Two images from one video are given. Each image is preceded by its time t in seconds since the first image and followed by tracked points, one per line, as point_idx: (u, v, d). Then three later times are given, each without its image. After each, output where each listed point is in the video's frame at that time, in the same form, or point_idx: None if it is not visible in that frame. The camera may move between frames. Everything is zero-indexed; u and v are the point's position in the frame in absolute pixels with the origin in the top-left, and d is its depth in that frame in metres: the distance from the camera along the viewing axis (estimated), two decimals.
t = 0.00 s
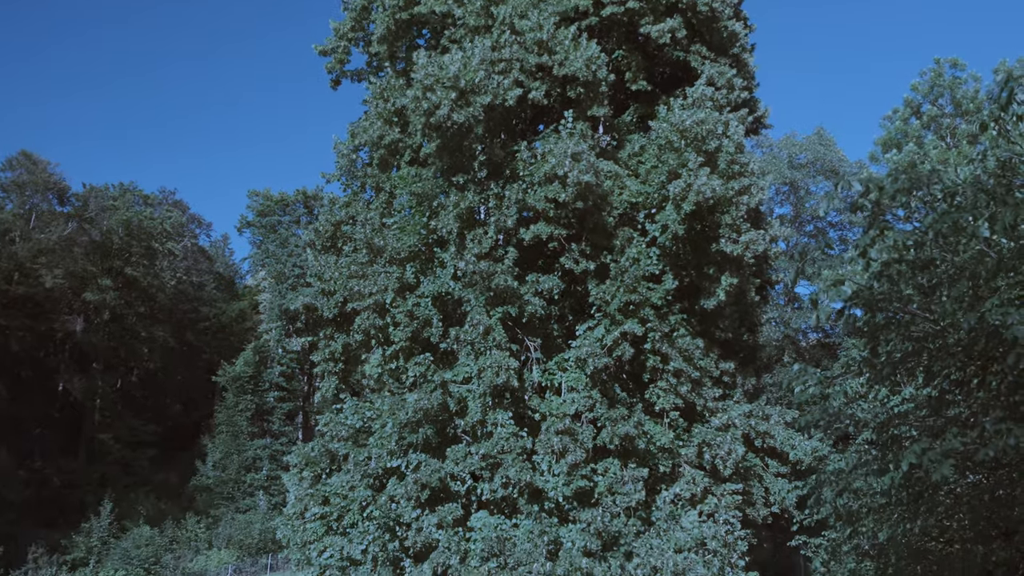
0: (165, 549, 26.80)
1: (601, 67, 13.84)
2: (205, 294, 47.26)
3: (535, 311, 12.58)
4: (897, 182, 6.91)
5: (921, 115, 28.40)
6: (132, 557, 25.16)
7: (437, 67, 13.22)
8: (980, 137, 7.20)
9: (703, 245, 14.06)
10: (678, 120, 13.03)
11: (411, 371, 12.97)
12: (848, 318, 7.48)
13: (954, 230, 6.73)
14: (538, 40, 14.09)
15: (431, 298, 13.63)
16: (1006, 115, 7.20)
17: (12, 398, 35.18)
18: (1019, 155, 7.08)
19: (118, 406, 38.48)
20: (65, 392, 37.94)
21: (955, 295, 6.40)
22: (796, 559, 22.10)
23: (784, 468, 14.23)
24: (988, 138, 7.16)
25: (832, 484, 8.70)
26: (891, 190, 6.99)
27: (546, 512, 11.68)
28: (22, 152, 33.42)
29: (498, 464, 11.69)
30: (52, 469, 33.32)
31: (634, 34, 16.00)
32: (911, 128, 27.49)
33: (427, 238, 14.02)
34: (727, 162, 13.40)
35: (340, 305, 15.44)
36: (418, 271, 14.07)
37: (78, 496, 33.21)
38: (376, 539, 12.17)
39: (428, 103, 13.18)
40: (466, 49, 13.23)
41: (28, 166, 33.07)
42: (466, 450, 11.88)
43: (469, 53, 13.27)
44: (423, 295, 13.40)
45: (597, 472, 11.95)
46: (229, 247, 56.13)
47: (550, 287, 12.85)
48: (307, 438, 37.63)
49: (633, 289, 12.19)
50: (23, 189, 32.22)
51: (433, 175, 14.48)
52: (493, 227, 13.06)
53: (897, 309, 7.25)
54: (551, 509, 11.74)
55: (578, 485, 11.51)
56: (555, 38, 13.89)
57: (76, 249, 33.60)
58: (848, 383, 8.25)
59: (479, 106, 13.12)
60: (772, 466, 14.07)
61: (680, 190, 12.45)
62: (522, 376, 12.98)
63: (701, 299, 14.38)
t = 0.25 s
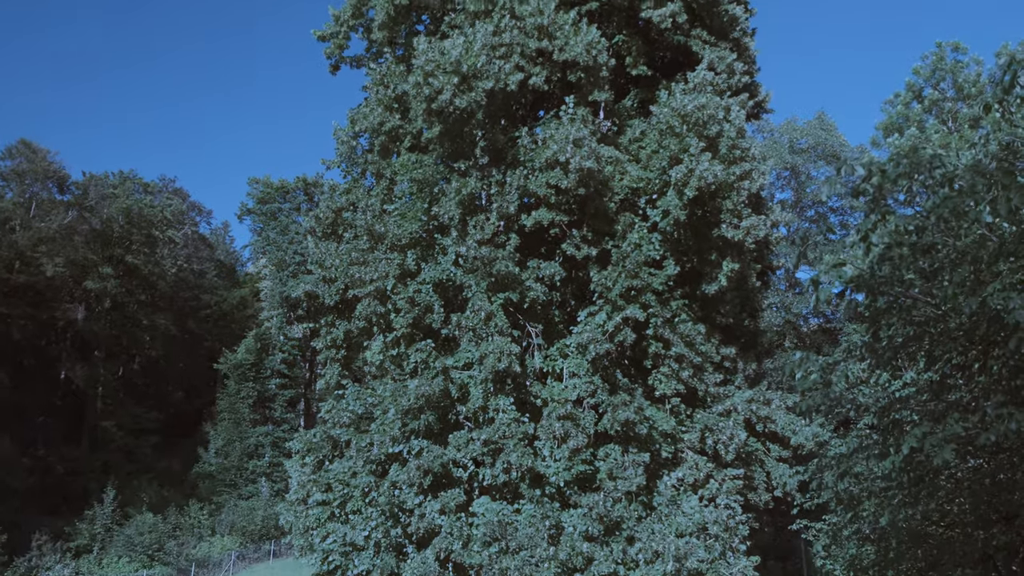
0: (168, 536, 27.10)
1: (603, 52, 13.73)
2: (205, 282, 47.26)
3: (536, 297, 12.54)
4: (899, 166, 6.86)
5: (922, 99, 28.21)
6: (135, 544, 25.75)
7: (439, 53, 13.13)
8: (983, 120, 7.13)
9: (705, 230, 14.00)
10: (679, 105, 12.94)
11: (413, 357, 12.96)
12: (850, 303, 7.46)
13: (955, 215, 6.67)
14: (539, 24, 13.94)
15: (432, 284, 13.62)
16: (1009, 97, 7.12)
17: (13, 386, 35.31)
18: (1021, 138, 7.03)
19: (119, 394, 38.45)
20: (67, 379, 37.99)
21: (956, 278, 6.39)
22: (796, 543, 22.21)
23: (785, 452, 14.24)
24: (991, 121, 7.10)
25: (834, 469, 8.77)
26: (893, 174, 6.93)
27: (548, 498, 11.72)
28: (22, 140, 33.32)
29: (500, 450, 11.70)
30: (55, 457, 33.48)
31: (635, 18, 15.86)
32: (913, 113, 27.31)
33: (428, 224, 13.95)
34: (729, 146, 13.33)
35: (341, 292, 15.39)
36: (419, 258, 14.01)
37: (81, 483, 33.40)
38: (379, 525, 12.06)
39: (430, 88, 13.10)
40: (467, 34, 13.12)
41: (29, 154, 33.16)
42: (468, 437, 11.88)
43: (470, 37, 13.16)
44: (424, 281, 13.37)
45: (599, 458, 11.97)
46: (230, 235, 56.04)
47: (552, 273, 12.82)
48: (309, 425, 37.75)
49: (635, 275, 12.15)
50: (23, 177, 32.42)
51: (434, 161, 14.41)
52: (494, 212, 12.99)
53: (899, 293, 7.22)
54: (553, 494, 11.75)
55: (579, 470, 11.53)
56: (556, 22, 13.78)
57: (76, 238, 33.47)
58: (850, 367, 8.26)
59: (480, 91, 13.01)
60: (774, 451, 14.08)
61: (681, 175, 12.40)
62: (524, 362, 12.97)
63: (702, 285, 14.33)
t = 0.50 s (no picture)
0: (172, 521, 27.76)
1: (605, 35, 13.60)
2: (206, 268, 47.29)
3: (538, 281, 12.52)
4: (904, 149, 6.82)
5: (926, 83, 27.97)
6: (140, 529, 26.54)
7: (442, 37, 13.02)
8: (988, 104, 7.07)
9: (707, 215, 13.92)
10: (682, 88, 12.85)
11: (415, 342, 12.94)
12: (853, 287, 7.42)
13: (959, 197, 6.61)
14: (540, 8, 13.88)
15: (434, 269, 13.60)
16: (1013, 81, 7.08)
17: (15, 372, 35.46)
18: None
19: (122, 380, 38.50)
20: (69, 365, 38.11)
21: (960, 262, 6.37)
22: (797, 527, 22.29)
23: (787, 437, 14.26)
24: (997, 105, 7.04)
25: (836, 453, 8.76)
26: (898, 157, 6.90)
27: (549, 482, 11.75)
28: (22, 126, 33.20)
29: (502, 434, 11.72)
30: (58, 443, 33.65)
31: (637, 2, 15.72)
32: (916, 97, 27.09)
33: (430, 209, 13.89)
34: (732, 131, 13.25)
35: (342, 277, 15.34)
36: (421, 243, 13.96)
37: (85, 469, 33.59)
38: (381, 510, 12.11)
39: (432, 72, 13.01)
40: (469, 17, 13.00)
41: (29, 140, 32.90)
42: (469, 421, 11.95)
43: (473, 20, 13.03)
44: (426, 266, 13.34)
45: (600, 442, 12.01)
46: (231, 220, 55.93)
47: (554, 257, 12.78)
48: (311, 410, 37.89)
49: (637, 260, 12.12)
50: (24, 163, 32.30)
51: (436, 146, 14.32)
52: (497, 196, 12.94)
53: (902, 277, 7.13)
54: (554, 478, 11.79)
55: (581, 454, 11.57)
56: (558, 5, 13.64)
57: (78, 223, 33.54)
58: (852, 351, 8.22)
59: (483, 76, 12.89)
60: (776, 435, 14.09)
61: (684, 160, 12.33)
62: (525, 347, 12.96)
63: (704, 269, 14.27)
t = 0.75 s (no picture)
0: (173, 505, 28.30)
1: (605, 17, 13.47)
2: (205, 252, 47.26)
3: (538, 265, 12.47)
4: (905, 132, 6.77)
5: (926, 66, 27.74)
6: (140, 513, 27.03)
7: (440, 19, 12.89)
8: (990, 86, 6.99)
9: (707, 198, 13.84)
10: (682, 71, 12.74)
11: (414, 325, 12.93)
12: (853, 271, 7.38)
13: (960, 180, 6.56)
14: None
15: (432, 253, 13.46)
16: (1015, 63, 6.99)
17: (15, 357, 35.58)
18: None
19: (122, 364, 38.40)
20: (70, 349, 38.20)
21: (961, 245, 6.32)
22: (796, 510, 22.38)
23: (786, 420, 14.27)
24: (999, 87, 6.96)
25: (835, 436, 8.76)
26: (899, 140, 6.84)
27: (549, 465, 11.78)
28: (20, 110, 33.01)
29: (500, 417, 11.74)
30: (59, 428, 33.65)
31: None
32: (916, 80, 26.88)
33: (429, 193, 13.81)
34: (732, 114, 13.15)
35: (341, 261, 15.28)
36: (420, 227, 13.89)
37: (86, 454, 33.72)
38: (381, 493, 12.16)
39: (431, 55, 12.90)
40: None
41: (27, 124, 32.86)
42: (468, 404, 11.93)
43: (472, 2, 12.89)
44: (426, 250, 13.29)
45: (599, 425, 12.05)
46: (230, 205, 55.76)
47: (553, 241, 12.72)
48: (311, 394, 37.99)
49: (637, 244, 12.07)
50: (22, 147, 32.21)
51: (434, 130, 14.21)
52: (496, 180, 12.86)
53: (902, 260, 7.09)
54: (553, 462, 11.81)
55: (579, 437, 11.64)
56: None
57: (77, 208, 33.44)
58: (851, 334, 8.26)
59: (483, 59, 12.74)
60: (775, 418, 14.10)
61: (684, 143, 12.25)
62: (524, 330, 12.93)
63: (704, 253, 14.20)
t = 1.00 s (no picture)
0: (172, 490, 28.63)
1: None
2: (202, 237, 47.07)
3: (534, 248, 12.45)
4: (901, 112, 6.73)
5: (923, 46, 27.54)
6: (140, 499, 27.31)
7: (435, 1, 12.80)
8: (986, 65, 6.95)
9: (704, 179, 13.78)
10: (678, 52, 12.65)
11: (411, 309, 12.90)
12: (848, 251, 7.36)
13: (956, 160, 6.55)
14: None
15: (429, 236, 13.59)
16: (1012, 42, 6.95)
17: (12, 344, 35.57)
18: None
19: (119, 350, 38.27)
20: (66, 336, 38.17)
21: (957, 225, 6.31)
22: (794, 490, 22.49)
23: (783, 400, 14.33)
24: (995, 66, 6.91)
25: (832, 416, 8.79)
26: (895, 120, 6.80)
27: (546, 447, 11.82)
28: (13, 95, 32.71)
29: (497, 400, 11.78)
30: (57, 414, 33.73)
31: None
32: (913, 60, 26.70)
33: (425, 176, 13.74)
34: (728, 95, 13.09)
35: (337, 245, 15.21)
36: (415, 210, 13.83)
37: (84, 439, 33.79)
38: (380, 476, 12.21)
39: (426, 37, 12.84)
40: None
41: (20, 109, 31.81)
42: (465, 387, 11.91)
43: None
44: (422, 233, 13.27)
45: (596, 407, 12.09)
46: (225, 190, 55.47)
47: (550, 223, 12.68)
48: (309, 379, 38.06)
49: (633, 226, 12.05)
50: (16, 133, 31.28)
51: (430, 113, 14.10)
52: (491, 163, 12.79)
53: (898, 240, 7.09)
54: (551, 444, 11.85)
55: (577, 419, 11.69)
56: None
57: (72, 194, 33.31)
58: (847, 314, 8.27)
59: (478, 41, 12.66)
60: (771, 399, 14.15)
61: (680, 124, 12.19)
62: (521, 313, 12.93)
63: (701, 235, 14.16)
